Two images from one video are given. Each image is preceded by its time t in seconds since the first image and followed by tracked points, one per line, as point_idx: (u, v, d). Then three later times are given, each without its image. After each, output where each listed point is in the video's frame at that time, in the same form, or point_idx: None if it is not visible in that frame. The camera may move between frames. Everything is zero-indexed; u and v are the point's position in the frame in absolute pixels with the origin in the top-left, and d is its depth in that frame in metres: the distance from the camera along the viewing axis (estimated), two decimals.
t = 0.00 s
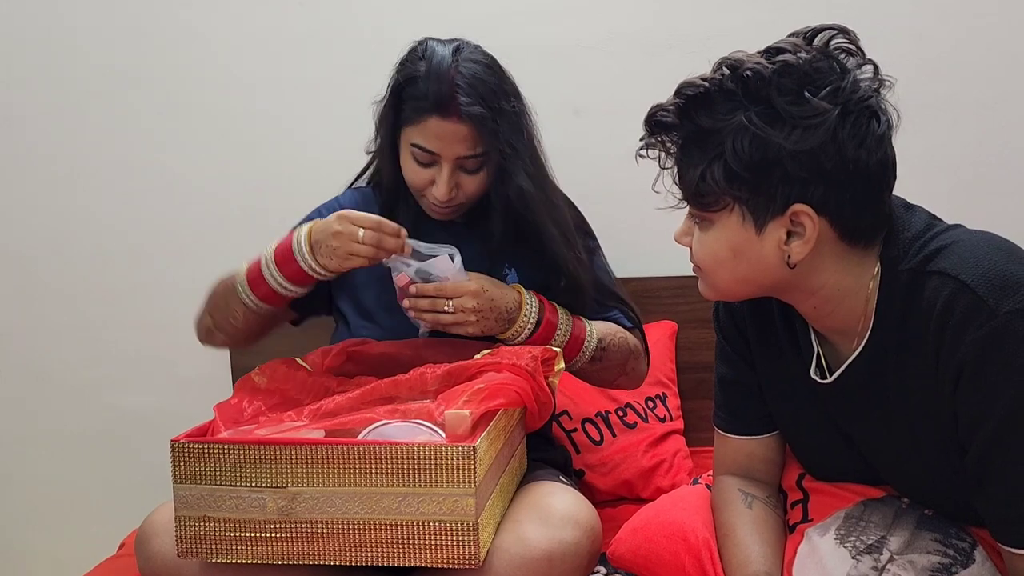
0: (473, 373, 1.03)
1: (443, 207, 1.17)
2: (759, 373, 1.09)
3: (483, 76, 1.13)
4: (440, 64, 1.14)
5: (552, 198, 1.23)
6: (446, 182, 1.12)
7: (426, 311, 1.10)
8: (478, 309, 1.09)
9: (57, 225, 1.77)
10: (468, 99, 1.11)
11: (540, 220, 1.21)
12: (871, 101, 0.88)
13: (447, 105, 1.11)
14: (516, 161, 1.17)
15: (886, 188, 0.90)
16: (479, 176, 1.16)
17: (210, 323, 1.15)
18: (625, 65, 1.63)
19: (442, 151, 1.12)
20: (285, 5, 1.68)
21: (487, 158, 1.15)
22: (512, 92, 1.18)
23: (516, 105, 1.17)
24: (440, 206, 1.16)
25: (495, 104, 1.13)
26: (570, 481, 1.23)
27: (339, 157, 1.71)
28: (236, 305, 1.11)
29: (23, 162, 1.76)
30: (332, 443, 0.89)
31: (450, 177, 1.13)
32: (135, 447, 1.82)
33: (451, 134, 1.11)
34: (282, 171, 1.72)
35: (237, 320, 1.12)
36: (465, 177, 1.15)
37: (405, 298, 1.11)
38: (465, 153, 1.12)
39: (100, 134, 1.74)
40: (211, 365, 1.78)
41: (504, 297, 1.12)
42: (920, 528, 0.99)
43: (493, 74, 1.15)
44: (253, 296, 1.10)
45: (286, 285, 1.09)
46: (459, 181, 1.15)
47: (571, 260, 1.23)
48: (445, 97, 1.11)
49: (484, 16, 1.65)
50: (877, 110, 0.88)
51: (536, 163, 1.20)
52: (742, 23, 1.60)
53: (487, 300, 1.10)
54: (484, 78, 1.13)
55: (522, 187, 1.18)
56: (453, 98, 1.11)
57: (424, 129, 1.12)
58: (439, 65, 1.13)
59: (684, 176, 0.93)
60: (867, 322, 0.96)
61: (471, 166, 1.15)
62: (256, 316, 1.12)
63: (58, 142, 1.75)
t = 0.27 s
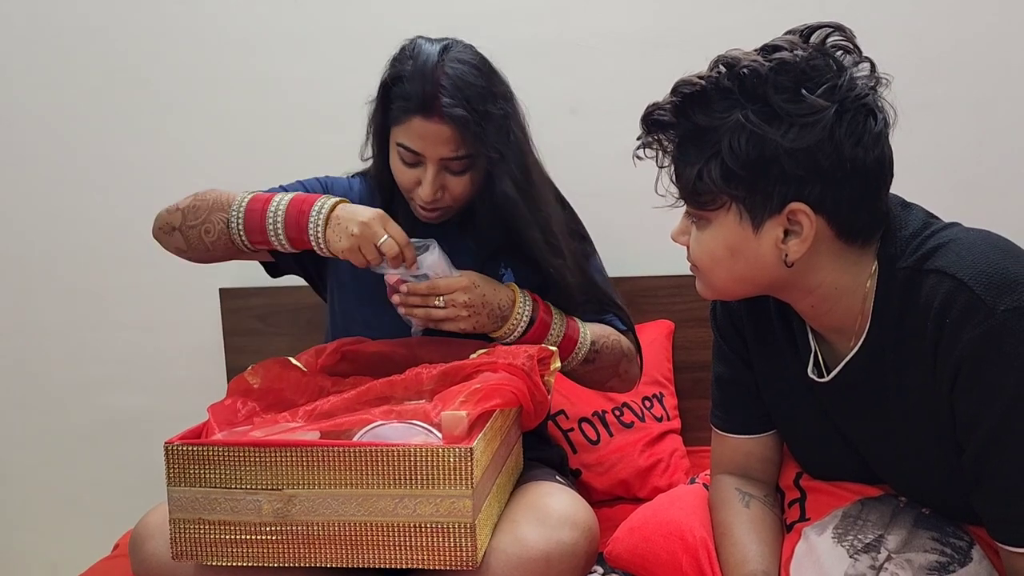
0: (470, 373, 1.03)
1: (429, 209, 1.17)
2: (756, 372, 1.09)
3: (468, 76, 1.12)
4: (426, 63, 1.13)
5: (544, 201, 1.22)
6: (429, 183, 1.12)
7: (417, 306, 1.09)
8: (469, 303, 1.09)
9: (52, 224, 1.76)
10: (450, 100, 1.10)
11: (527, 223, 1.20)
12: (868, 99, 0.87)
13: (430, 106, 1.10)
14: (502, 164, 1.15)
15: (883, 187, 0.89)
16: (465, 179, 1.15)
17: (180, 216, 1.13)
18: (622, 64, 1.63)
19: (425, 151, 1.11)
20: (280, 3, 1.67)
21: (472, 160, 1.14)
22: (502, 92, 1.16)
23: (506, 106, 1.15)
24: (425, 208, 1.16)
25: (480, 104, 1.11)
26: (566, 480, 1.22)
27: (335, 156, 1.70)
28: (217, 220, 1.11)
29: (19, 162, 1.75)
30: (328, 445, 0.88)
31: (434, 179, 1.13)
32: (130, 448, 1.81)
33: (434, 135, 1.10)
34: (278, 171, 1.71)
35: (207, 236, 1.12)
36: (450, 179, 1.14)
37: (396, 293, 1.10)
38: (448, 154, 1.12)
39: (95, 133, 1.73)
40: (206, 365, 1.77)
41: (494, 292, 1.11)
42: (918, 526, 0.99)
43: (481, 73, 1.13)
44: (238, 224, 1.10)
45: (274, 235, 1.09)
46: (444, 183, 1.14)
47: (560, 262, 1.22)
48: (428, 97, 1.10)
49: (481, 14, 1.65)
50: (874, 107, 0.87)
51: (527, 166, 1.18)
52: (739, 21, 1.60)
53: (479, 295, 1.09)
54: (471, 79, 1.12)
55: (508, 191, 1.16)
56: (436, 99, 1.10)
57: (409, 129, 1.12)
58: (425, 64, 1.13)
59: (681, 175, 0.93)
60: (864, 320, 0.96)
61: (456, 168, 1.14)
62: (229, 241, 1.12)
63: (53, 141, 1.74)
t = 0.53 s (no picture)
0: (466, 376, 1.02)
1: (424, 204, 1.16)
2: (754, 374, 1.08)
3: (459, 67, 1.12)
4: (417, 56, 1.13)
5: (538, 195, 1.21)
6: (424, 175, 1.12)
7: (412, 308, 1.09)
8: (464, 310, 1.08)
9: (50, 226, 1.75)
10: (441, 90, 1.10)
11: (519, 216, 1.20)
12: (865, 100, 0.87)
13: (422, 96, 1.11)
14: (494, 154, 1.15)
15: (880, 188, 0.89)
16: (459, 170, 1.15)
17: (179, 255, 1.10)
18: (621, 65, 1.62)
19: (419, 142, 1.11)
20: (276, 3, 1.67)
21: (466, 151, 1.14)
22: (494, 83, 1.16)
23: (498, 97, 1.15)
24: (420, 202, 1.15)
25: (472, 93, 1.12)
26: (564, 483, 1.22)
27: (332, 157, 1.70)
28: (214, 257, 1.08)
29: (17, 164, 1.75)
30: (323, 448, 0.88)
31: (429, 170, 1.12)
32: (126, 451, 1.80)
33: (427, 124, 1.10)
34: (275, 172, 1.71)
35: (207, 274, 1.09)
36: (444, 170, 1.13)
37: (393, 293, 1.10)
38: (442, 144, 1.11)
39: (93, 135, 1.73)
40: (203, 368, 1.76)
41: (490, 299, 1.11)
42: (916, 529, 0.98)
43: (473, 65, 1.14)
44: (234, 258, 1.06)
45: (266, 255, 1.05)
46: (438, 175, 1.13)
47: (552, 257, 1.22)
48: (420, 88, 1.11)
49: (479, 16, 1.64)
50: (871, 109, 0.87)
51: (520, 157, 1.18)
52: (738, 22, 1.60)
53: (474, 301, 1.09)
54: (462, 69, 1.12)
55: (500, 182, 1.16)
56: (427, 89, 1.11)
57: (402, 120, 1.12)
58: (416, 57, 1.13)
59: (677, 176, 0.92)
60: (862, 323, 0.95)
61: (450, 158, 1.13)
62: (229, 275, 1.09)
63: (49, 142, 1.73)
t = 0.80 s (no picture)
0: (467, 381, 1.03)
1: (408, 182, 1.15)
2: (754, 379, 1.09)
3: (468, 55, 1.16)
4: (430, 41, 1.17)
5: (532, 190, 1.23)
6: (409, 142, 1.13)
7: (415, 315, 1.10)
8: (467, 319, 1.09)
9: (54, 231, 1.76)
10: (445, 69, 1.13)
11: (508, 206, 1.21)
12: (863, 107, 0.88)
13: (423, 71, 1.14)
14: (488, 139, 1.17)
15: (879, 194, 0.89)
16: (447, 150, 1.15)
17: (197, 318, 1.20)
18: (621, 70, 1.63)
19: (410, 111, 1.13)
20: (277, 7, 1.68)
21: (457, 131, 1.15)
22: (503, 78, 1.19)
23: (505, 90, 1.18)
24: (401, 175, 1.14)
25: (475, 79, 1.15)
26: (565, 487, 1.22)
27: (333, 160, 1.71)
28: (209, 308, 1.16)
29: (21, 169, 1.76)
30: (325, 451, 0.88)
31: (414, 140, 1.13)
32: (130, 455, 1.81)
33: (422, 95, 1.13)
34: (276, 176, 1.72)
35: (209, 319, 1.16)
36: (430, 147, 1.14)
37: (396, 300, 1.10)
38: (432, 115, 1.13)
39: (97, 141, 1.74)
40: (206, 372, 1.77)
41: (494, 309, 1.12)
42: (916, 534, 0.99)
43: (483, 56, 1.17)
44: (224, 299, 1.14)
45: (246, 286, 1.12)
46: (423, 150, 1.14)
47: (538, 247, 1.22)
48: (423, 65, 1.14)
49: (480, 22, 1.65)
50: (869, 116, 0.88)
51: (518, 151, 1.20)
52: (738, 27, 1.60)
53: (478, 310, 1.10)
54: (472, 58, 1.16)
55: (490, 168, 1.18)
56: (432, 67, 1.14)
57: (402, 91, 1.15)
58: (428, 41, 1.17)
59: (677, 183, 0.93)
60: (861, 329, 0.96)
61: (439, 135, 1.14)
62: (225, 315, 1.15)
63: (52, 147, 1.75)
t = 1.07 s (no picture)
0: (470, 385, 1.03)
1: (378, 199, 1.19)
2: (754, 384, 1.09)
3: (417, 65, 1.18)
4: (386, 55, 1.20)
5: (500, 192, 1.22)
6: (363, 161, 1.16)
7: (417, 324, 1.10)
8: (468, 328, 1.09)
9: (56, 234, 1.77)
10: (388, 81, 1.16)
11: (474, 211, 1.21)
12: (862, 113, 0.88)
13: (370, 88, 1.17)
14: (441, 145, 1.17)
15: (878, 201, 0.90)
16: (405, 159, 1.16)
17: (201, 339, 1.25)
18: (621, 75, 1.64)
19: (364, 129, 1.17)
20: (277, 13, 1.69)
21: (410, 139, 1.16)
22: (460, 83, 1.20)
23: (459, 95, 1.19)
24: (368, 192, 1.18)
25: (421, 87, 1.16)
26: (565, 491, 1.23)
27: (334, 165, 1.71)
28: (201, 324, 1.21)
29: (22, 173, 1.76)
30: (327, 454, 0.89)
31: (368, 157, 1.16)
32: (130, 458, 1.82)
33: (372, 111, 1.16)
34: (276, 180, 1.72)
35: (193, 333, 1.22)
36: (387, 160, 1.16)
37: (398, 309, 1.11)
38: (380, 130, 1.15)
39: (99, 144, 1.74)
40: (207, 375, 1.78)
41: (495, 315, 1.12)
42: (917, 538, 0.99)
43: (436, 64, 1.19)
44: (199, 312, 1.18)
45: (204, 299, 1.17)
46: (380, 164, 1.16)
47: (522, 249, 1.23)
48: (370, 82, 1.17)
49: (481, 27, 1.66)
50: (868, 122, 0.88)
51: (478, 155, 1.20)
52: (738, 32, 1.61)
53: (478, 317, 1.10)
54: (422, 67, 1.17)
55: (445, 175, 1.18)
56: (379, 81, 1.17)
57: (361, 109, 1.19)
58: (384, 56, 1.20)
59: (677, 189, 0.93)
60: (861, 334, 0.96)
61: (395, 148, 1.16)
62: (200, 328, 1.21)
63: (52, 151, 1.75)
